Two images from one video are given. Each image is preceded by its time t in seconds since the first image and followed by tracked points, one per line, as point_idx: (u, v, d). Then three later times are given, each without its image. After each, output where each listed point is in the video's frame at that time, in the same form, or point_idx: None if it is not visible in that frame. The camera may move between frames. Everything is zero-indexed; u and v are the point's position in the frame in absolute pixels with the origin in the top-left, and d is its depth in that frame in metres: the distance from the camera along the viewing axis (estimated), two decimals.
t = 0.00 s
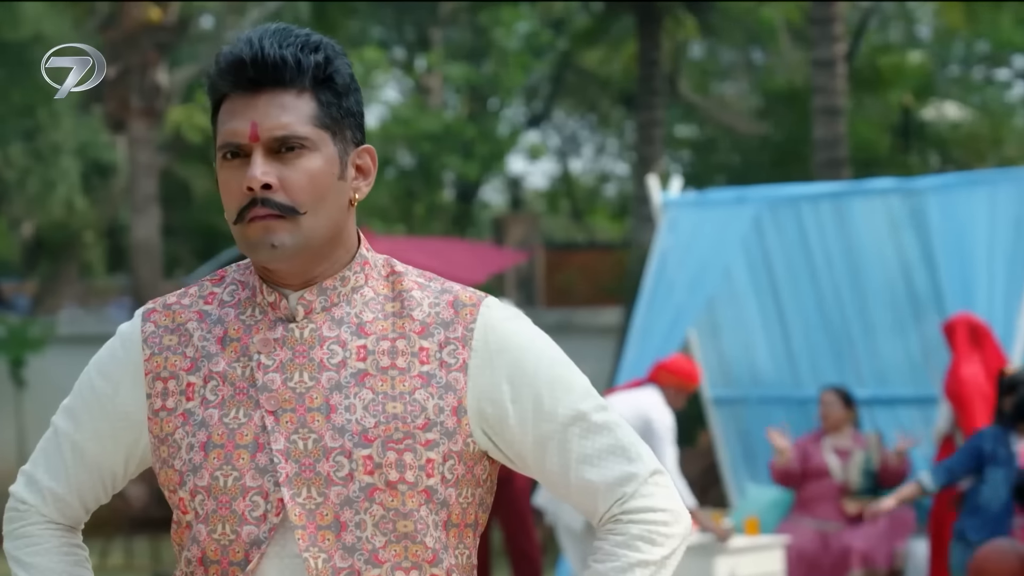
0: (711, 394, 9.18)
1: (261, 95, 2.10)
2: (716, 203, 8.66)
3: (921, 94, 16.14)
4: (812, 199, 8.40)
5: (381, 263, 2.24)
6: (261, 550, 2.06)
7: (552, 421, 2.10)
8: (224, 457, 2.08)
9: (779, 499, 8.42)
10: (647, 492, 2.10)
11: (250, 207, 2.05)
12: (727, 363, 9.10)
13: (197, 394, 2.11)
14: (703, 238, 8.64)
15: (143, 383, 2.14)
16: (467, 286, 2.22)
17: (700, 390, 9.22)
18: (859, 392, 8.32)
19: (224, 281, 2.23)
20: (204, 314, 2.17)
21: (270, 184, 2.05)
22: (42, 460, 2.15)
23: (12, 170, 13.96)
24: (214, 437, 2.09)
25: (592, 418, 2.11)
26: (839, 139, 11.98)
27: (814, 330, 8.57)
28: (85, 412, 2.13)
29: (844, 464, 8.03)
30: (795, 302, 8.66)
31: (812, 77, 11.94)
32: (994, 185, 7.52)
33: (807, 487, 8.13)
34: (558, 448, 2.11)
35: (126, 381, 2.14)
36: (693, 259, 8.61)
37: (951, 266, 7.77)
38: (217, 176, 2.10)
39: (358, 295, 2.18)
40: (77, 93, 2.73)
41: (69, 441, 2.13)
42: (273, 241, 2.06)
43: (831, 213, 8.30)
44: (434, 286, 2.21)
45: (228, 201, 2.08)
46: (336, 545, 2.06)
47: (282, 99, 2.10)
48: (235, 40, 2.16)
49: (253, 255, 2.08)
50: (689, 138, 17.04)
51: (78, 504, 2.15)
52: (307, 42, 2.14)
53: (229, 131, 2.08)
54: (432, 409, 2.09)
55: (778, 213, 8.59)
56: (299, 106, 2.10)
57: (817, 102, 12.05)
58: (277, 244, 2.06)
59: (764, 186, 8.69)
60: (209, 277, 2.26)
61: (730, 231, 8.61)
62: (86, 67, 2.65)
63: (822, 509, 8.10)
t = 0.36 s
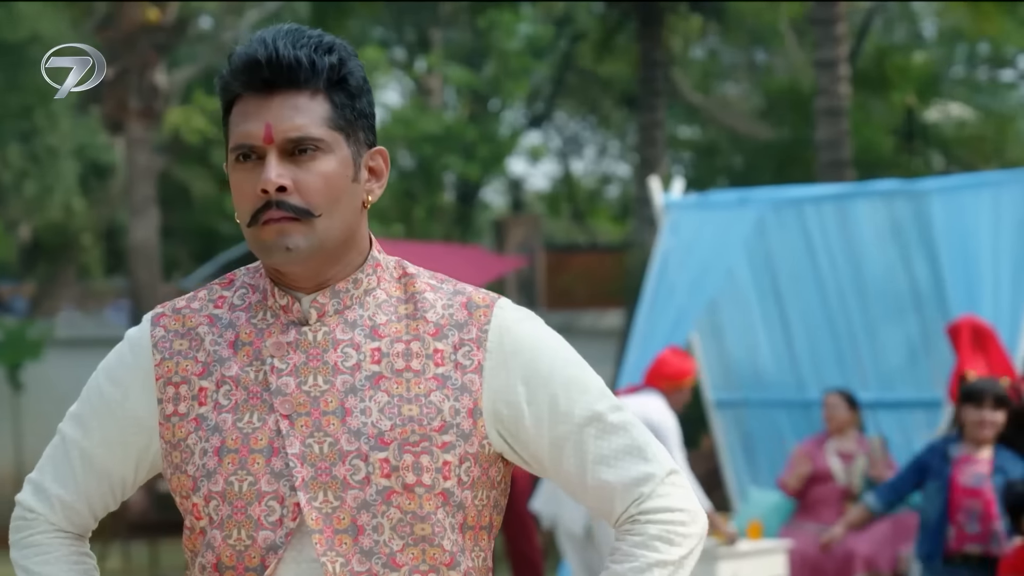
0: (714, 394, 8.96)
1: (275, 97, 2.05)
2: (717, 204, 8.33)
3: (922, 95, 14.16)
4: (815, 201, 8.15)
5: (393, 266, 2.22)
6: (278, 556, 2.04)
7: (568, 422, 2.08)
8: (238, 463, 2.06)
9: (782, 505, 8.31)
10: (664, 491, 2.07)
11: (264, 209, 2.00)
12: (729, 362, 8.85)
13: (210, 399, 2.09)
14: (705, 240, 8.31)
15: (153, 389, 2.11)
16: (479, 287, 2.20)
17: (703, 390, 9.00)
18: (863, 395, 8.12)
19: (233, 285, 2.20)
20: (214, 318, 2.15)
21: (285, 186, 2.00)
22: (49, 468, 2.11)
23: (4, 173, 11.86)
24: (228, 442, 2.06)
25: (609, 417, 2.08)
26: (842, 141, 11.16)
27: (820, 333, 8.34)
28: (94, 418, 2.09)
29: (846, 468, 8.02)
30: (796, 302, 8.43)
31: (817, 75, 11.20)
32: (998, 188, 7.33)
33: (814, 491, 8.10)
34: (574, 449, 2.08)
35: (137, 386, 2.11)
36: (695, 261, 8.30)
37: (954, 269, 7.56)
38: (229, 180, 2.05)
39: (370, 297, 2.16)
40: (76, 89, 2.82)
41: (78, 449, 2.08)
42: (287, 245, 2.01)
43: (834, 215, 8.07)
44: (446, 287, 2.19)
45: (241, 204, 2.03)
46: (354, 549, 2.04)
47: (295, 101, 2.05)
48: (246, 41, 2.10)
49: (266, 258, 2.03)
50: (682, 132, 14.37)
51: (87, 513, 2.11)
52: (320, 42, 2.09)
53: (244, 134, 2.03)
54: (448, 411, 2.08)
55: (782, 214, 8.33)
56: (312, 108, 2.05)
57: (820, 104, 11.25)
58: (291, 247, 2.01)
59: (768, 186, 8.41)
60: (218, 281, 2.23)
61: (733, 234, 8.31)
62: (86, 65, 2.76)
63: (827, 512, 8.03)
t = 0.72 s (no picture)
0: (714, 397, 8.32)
1: (307, 97, 2.02)
2: (720, 204, 7.83)
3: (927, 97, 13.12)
4: (817, 202, 7.73)
5: (427, 264, 2.19)
6: (315, 557, 2.01)
7: (603, 421, 2.03)
8: (274, 463, 2.03)
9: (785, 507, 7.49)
10: (701, 491, 2.02)
11: (298, 209, 1.97)
12: (730, 364, 8.25)
13: (245, 400, 2.06)
14: (705, 240, 7.82)
15: (189, 389, 2.09)
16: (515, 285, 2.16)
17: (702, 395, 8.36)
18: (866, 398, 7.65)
19: (268, 286, 2.18)
20: (249, 320, 2.13)
21: (318, 186, 1.97)
22: (85, 471, 2.09)
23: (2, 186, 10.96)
24: (263, 444, 2.04)
25: (645, 417, 2.03)
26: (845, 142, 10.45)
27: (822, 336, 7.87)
28: (130, 422, 2.07)
29: (850, 470, 7.19)
30: (797, 306, 7.94)
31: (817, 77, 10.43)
32: (999, 188, 7.08)
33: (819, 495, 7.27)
34: (609, 448, 2.03)
35: (172, 388, 2.09)
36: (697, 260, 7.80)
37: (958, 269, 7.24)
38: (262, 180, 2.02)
39: (405, 297, 2.13)
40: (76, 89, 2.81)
41: (114, 452, 2.07)
42: (321, 245, 1.98)
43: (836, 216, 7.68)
44: (481, 287, 2.15)
45: (274, 203, 2.00)
46: (390, 550, 2.01)
47: (328, 100, 2.02)
48: (278, 40, 2.07)
49: (300, 258, 1.99)
50: (682, 133, 12.46)
51: (124, 516, 2.09)
52: (352, 42, 2.06)
53: (276, 134, 2.00)
54: (484, 411, 2.04)
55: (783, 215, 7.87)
56: (345, 107, 2.02)
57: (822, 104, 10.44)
58: (324, 248, 1.98)
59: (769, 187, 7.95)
60: (254, 282, 2.20)
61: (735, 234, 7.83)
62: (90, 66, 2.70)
63: (828, 515, 7.24)
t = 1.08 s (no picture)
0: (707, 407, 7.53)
1: (355, 103, 1.99)
2: (721, 207, 7.29)
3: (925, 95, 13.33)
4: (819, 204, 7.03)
5: (473, 269, 2.11)
6: (356, 565, 1.94)
7: (648, 430, 1.94)
8: (316, 471, 1.97)
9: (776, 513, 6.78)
10: (750, 500, 1.92)
11: (343, 216, 1.94)
12: (731, 371, 7.45)
13: (289, 404, 2.01)
14: (705, 241, 7.27)
15: (234, 392, 2.04)
16: (563, 291, 2.07)
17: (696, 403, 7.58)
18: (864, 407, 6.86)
19: (315, 290, 2.13)
20: (296, 323, 2.08)
21: (364, 193, 1.94)
22: (136, 472, 2.06)
23: None
24: (306, 450, 1.98)
25: (690, 424, 1.94)
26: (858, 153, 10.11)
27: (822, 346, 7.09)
28: (179, 424, 2.03)
29: (851, 475, 6.36)
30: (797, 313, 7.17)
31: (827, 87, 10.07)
32: (1002, 190, 6.46)
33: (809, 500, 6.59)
34: (653, 457, 1.94)
35: (218, 390, 2.04)
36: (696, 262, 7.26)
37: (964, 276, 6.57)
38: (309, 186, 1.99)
39: (450, 302, 2.05)
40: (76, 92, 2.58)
41: (163, 451, 2.03)
42: (366, 252, 1.95)
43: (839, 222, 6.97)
44: (530, 291, 2.06)
45: (320, 210, 1.97)
46: (431, 560, 1.93)
47: (375, 106, 1.99)
48: (327, 43, 2.04)
49: (345, 264, 1.97)
50: (689, 128, 14.88)
51: (175, 516, 2.05)
52: (401, 46, 2.02)
53: (324, 139, 1.97)
54: (526, 420, 1.94)
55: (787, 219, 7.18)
56: (392, 113, 1.99)
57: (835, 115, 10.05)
58: (369, 256, 1.95)
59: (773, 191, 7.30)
60: (302, 284, 2.16)
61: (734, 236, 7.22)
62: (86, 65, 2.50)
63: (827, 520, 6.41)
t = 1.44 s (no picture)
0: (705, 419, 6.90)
1: (392, 100, 1.94)
2: (722, 208, 6.68)
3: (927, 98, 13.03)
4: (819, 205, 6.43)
5: (502, 271, 2.05)
6: (373, 562, 1.88)
7: (674, 439, 1.89)
8: (336, 466, 1.91)
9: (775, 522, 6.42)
10: (773, 514, 1.87)
11: (376, 213, 1.90)
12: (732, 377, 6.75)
13: (311, 399, 1.95)
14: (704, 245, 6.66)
15: (257, 386, 1.99)
16: (594, 296, 2.01)
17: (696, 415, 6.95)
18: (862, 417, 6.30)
19: (343, 286, 2.07)
20: (322, 318, 2.02)
21: (398, 191, 1.89)
22: (157, 464, 2.00)
23: None
24: (327, 445, 1.92)
25: (716, 436, 1.89)
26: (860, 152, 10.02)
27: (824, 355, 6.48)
28: (202, 419, 1.98)
29: (852, 479, 6.13)
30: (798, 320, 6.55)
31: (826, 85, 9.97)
32: (1005, 190, 5.91)
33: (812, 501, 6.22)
34: (680, 465, 1.89)
35: (241, 383, 1.99)
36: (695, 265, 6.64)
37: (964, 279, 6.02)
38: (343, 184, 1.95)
39: (478, 303, 1.99)
40: (76, 91, 2.52)
41: (183, 445, 1.98)
42: (397, 250, 1.90)
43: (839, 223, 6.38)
44: (559, 295, 2.01)
45: (352, 207, 1.92)
46: (449, 560, 1.87)
47: (413, 104, 1.94)
48: (366, 41, 1.99)
49: (376, 261, 1.92)
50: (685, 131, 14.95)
51: (193, 512, 2.00)
52: (442, 45, 1.97)
53: (359, 136, 1.93)
54: (551, 422, 1.89)
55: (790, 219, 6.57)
56: (430, 111, 1.94)
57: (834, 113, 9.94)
58: (399, 256, 1.90)
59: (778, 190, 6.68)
60: (331, 280, 2.10)
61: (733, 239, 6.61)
62: (87, 66, 2.44)
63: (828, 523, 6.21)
